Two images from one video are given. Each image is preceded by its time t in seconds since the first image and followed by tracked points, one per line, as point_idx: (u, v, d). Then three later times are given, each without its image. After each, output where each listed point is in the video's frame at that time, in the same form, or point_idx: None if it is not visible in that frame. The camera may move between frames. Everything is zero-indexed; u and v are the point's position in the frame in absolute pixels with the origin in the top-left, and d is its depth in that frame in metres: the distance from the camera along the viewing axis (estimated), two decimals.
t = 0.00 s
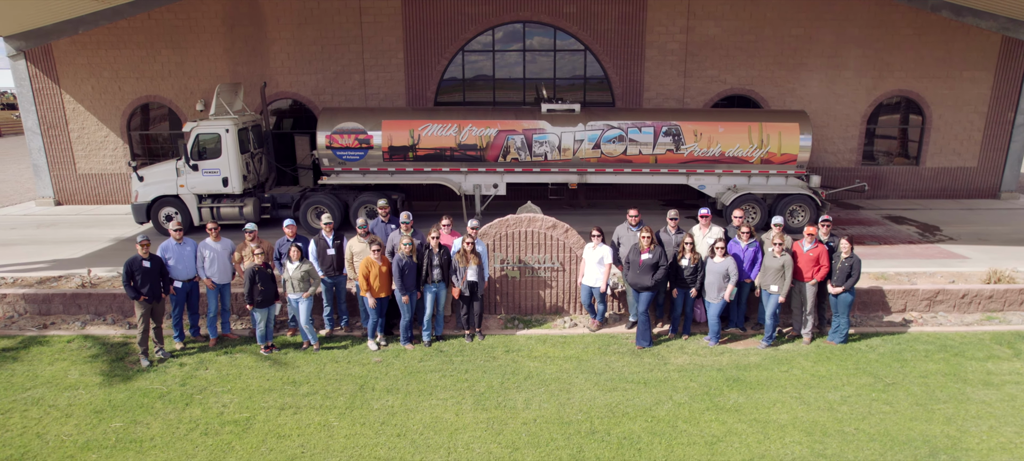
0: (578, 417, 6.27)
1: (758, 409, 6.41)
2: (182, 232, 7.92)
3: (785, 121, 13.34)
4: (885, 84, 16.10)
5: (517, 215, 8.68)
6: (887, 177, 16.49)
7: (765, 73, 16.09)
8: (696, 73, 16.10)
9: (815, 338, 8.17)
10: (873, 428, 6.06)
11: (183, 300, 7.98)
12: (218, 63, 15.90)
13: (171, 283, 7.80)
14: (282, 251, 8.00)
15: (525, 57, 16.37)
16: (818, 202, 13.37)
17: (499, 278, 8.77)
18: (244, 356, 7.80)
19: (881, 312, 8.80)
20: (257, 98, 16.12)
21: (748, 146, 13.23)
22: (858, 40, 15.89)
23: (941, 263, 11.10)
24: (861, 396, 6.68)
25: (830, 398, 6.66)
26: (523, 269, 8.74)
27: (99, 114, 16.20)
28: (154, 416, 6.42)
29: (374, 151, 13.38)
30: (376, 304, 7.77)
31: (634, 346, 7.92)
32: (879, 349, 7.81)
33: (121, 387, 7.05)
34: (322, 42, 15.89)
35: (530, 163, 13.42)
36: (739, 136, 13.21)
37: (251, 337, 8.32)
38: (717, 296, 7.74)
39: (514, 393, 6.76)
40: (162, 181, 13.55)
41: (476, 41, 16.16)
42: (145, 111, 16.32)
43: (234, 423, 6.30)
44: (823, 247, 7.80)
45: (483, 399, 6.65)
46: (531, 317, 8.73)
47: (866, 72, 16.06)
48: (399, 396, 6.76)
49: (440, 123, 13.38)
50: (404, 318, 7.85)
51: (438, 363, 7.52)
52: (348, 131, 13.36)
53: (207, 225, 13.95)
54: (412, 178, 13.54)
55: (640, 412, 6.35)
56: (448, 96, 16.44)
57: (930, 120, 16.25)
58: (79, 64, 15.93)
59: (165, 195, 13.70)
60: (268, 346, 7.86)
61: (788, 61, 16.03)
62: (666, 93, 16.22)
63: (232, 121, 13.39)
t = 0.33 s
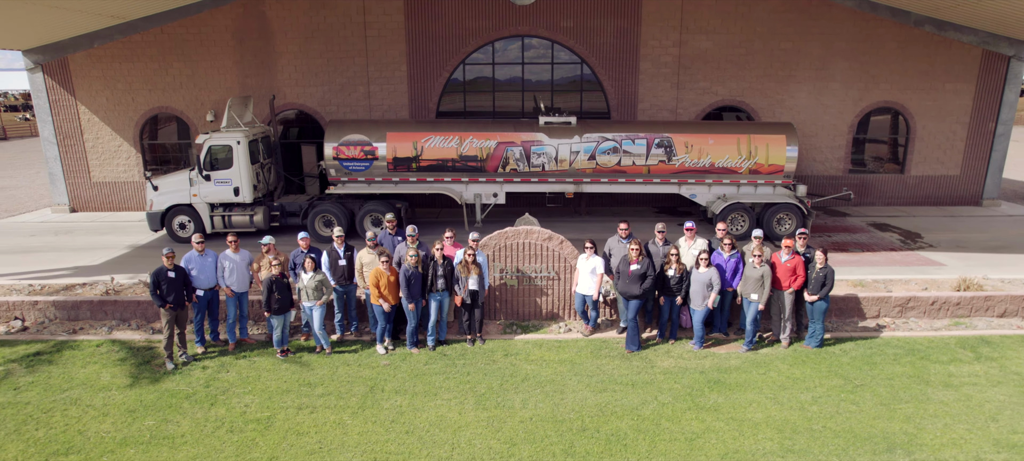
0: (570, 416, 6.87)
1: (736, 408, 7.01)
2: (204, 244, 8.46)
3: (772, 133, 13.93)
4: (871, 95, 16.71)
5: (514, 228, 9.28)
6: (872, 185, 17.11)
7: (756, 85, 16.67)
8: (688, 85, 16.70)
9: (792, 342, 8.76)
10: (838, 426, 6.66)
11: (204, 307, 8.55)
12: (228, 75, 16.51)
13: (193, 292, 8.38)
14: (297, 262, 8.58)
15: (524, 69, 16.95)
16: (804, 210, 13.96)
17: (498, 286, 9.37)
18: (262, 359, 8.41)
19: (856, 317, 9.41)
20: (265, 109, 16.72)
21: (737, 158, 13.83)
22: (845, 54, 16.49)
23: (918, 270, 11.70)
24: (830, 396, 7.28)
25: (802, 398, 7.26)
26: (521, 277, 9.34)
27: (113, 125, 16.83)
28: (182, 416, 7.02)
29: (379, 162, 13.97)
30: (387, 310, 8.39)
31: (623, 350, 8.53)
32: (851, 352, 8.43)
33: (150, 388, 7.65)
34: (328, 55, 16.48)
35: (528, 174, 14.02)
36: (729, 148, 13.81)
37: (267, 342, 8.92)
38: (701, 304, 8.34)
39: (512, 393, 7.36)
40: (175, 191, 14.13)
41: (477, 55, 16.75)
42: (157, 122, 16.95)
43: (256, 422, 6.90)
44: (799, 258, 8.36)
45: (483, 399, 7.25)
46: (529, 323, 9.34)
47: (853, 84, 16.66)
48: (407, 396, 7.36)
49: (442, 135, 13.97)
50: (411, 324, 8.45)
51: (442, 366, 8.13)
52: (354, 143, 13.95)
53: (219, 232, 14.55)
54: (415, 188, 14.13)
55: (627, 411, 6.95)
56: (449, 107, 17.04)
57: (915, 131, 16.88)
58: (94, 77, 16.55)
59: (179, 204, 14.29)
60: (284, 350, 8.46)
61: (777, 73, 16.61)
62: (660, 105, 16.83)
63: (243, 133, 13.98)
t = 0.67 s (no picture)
0: (563, 415, 7.53)
1: (715, 408, 7.67)
2: (225, 255, 9.09)
3: (760, 145, 14.59)
4: (856, 107, 17.37)
5: (513, 239, 9.91)
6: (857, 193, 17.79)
7: (746, 97, 17.32)
8: (681, 98, 17.36)
9: (772, 347, 9.40)
10: (808, 424, 7.31)
11: (225, 314, 9.20)
12: (238, 88, 17.16)
13: (215, 300, 9.02)
14: (311, 272, 9.23)
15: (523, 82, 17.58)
16: (790, 219, 14.60)
17: (498, 294, 10.03)
18: (279, 362, 9.06)
19: (833, 323, 10.07)
20: (274, 120, 17.38)
21: (726, 169, 14.49)
22: (831, 67, 17.14)
23: (896, 277, 12.35)
24: (803, 396, 7.94)
25: (777, 399, 7.91)
26: (519, 286, 9.99)
27: (128, 135, 17.51)
28: (210, 415, 7.69)
29: (384, 173, 14.63)
30: (395, 317, 9.03)
31: (614, 354, 9.18)
32: (825, 356, 9.09)
33: (178, 390, 8.31)
34: (334, 69, 17.12)
35: (527, 184, 14.67)
36: (718, 160, 14.46)
37: (283, 346, 9.58)
38: (686, 311, 8.99)
39: (510, 394, 8.02)
40: (189, 200, 14.77)
41: (478, 68, 17.39)
42: (170, 132, 17.64)
43: (277, 420, 7.56)
44: (777, 269, 8.99)
45: (485, 399, 7.90)
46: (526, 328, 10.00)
47: (839, 97, 17.32)
48: (414, 397, 8.02)
49: (444, 148, 14.61)
50: (417, 329, 9.10)
51: (446, 368, 8.79)
52: (361, 155, 14.61)
53: (231, 240, 15.21)
54: (419, 197, 14.78)
55: (615, 410, 7.61)
56: (451, 118, 17.69)
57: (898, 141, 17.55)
58: (109, 90, 17.22)
59: (192, 213, 14.94)
60: (299, 354, 9.12)
61: (767, 85, 17.25)
62: (653, 116, 17.48)
63: (254, 145, 14.63)
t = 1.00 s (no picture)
0: (559, 412, 8.21)
1: (698, 406, 8.35)
2: (245, 264, 9.76)
3: (749, 156, 15.26)
4: (843, 118, 18.06)
5: (513, 249, 10.59)
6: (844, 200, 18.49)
7: (737, 108, 18.00)
8: (675, 108, 18.04)
9: (754, 349, 10.08)
10: (782, 420, 7.99)
11: (245, 319, 9.88)
12: (248, 100, 17.85)
13: (236, 306, 9.69)
14: (325, 280, 9.90)
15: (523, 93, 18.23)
16: (778, 226, 15.28)
17: (498, 300, 10.71)
18: (296, 364, 9.75)
19: (813, 326, 10.76)
20: (283, 130, 18.07)
21: (716, 179, 15.17)
22: (819, 80, 17.83)
23: (876, 283, 13.04)
24: (780, 395, 8.63)
25: (756, 397, 8.59)
26: (518, 292, 10.68)
27: (142, 145, 18.21)
28: (234, 412, 8.37)
29: (390, 183, 15.31)
30: (403, 322, 9.71)
31: (607, 356, 9.87)
32: (803, 357, 9.78)
33: (203, 389, 9.00)
34: (341, 81, 17.80)
35: (526, 193, 15.35)
36: (709, 170, 15.14)
37: (298, 348, 10.27)
38: (674, 317, 9.67)
39: (510, 393, 8.71)
40: (203, 208, 15.44)
41: (479, 80, 18.05)
42: (182, 142, 18.34)
43: (296, 417, 8.24)
44: (758, 277, 9.66)
45: (487, 398, 8.59)
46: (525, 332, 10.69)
47: (826, 108, 18.02)
48: (422, 396, 8.70)
49: (447, 159, 15.30)
50: (424, 333, 9.78)
51: (451, 369, 9.47)
52: (367, 166, 15.29)
53: (243, 246, 15.89)
54: (423, 206, 15.46)
55: (607, 408, 8.29)
56: (454, 128, 18.38)
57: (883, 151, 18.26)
58: (124, 101, 17.91)
59: (206, 220, 15.61)
60: (314, 356, 9.80)
61: (757, 97, 17.93)
62: (648, 126, 18.17)
63: (265, 156, 15.30)
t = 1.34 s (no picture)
0: (555, 408, 8.94)
1: (683, 403, 9.08)
2: (264, 271, 10.48)
3: (738, 166, 15.97)
4: (830, 128, 18.80)
5: (513, 256, 11.32)
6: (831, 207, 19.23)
7: (728, 118, 18.74)
8: (668, 118, 18.76)
9: (738, 351, 10.80)
10: (759, 416, 8.72)
11: (264, 322, 10.61)
12: (259, 110, 18.57)
13: (256, 311, 10.41)
14: (338, 286, 10.61)
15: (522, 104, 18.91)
16: (766, 232, 16.00)
17: (499, 304, 11.45)
18: (311, 364, 10.48)
19: (794, 329, 11.49)
20: (292, 140, 18.80)
21: (706, 187, 15.89)
22: (807, 91, 18.55)
23: (856, 287, 13.76)
24: (759, 393, 9.36)
25: (737, 395, 9.33)
26: (517, 297, 11.40)
27: (156, 153, 18.95)
28: (257, 409, 9.10)
29: (395, 191, 16.03)
30: (410, 325, 10.43)
31: (601, 357, 10.60)
32: (782, 358, 10.52)
33: (227, 388, 9.73)
34: (348, 93, 18.52)
35: (525, 201, 16.08)
36: (700, 179, 15.86)
37: (312, 350, 11.02)
38: (662, 320, 10.39)
39: (510, 391, 9.44)
40: (217, 216, 16.17)
41: (480, 92, 18.75)
42: (195, 150, 19.07)
43: (314, 413, 8.97)
44: (740, 283, 10.37)
45: (489, 396, 9.32)
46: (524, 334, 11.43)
47: (814, 118, 18.74)
48: (429, 394, 9.43)
49: (450, 168, 16.02)
50: (430, 335, 10.51)
51: (456, 369, 10.21)
52: (374, 175, 16.02)
53: (255, 252, 16.63)
54: (426, 213, 16.19)
55: (599, 405, 9.03)
56: (456, 137, 19.10)
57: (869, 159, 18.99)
58: (139, 111, 18.64)
59: (220, 227, 16.33)
60: (328, 357, 10.53)
61: (747, 107, 18.66)
62: (642, 135, 18.90)
63: (276, 166, 16.01)
